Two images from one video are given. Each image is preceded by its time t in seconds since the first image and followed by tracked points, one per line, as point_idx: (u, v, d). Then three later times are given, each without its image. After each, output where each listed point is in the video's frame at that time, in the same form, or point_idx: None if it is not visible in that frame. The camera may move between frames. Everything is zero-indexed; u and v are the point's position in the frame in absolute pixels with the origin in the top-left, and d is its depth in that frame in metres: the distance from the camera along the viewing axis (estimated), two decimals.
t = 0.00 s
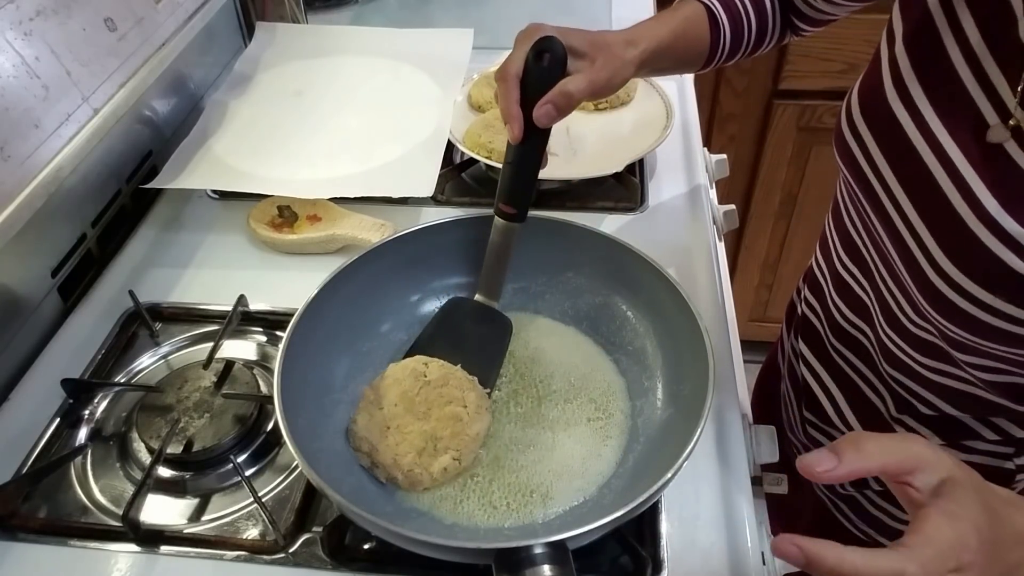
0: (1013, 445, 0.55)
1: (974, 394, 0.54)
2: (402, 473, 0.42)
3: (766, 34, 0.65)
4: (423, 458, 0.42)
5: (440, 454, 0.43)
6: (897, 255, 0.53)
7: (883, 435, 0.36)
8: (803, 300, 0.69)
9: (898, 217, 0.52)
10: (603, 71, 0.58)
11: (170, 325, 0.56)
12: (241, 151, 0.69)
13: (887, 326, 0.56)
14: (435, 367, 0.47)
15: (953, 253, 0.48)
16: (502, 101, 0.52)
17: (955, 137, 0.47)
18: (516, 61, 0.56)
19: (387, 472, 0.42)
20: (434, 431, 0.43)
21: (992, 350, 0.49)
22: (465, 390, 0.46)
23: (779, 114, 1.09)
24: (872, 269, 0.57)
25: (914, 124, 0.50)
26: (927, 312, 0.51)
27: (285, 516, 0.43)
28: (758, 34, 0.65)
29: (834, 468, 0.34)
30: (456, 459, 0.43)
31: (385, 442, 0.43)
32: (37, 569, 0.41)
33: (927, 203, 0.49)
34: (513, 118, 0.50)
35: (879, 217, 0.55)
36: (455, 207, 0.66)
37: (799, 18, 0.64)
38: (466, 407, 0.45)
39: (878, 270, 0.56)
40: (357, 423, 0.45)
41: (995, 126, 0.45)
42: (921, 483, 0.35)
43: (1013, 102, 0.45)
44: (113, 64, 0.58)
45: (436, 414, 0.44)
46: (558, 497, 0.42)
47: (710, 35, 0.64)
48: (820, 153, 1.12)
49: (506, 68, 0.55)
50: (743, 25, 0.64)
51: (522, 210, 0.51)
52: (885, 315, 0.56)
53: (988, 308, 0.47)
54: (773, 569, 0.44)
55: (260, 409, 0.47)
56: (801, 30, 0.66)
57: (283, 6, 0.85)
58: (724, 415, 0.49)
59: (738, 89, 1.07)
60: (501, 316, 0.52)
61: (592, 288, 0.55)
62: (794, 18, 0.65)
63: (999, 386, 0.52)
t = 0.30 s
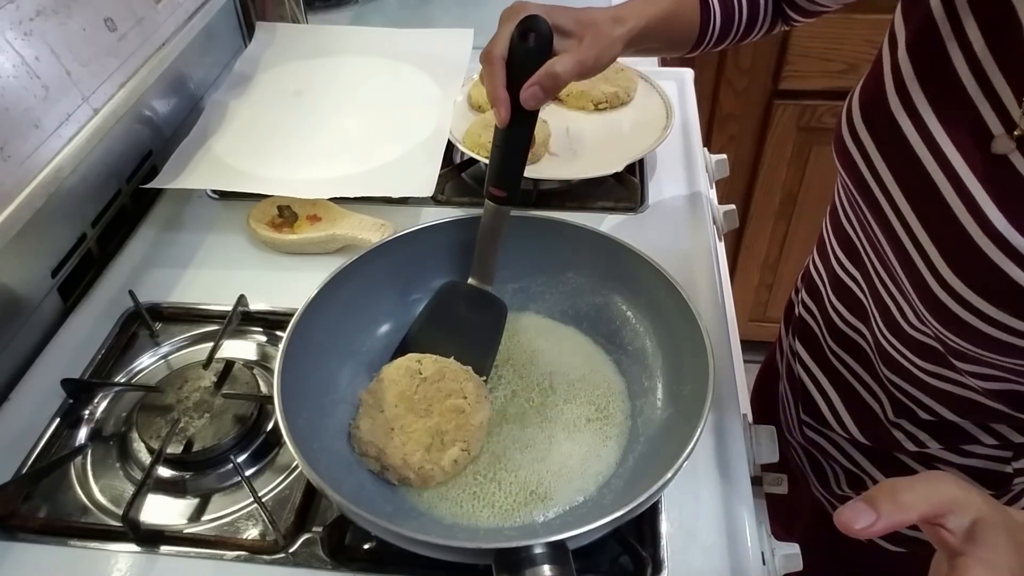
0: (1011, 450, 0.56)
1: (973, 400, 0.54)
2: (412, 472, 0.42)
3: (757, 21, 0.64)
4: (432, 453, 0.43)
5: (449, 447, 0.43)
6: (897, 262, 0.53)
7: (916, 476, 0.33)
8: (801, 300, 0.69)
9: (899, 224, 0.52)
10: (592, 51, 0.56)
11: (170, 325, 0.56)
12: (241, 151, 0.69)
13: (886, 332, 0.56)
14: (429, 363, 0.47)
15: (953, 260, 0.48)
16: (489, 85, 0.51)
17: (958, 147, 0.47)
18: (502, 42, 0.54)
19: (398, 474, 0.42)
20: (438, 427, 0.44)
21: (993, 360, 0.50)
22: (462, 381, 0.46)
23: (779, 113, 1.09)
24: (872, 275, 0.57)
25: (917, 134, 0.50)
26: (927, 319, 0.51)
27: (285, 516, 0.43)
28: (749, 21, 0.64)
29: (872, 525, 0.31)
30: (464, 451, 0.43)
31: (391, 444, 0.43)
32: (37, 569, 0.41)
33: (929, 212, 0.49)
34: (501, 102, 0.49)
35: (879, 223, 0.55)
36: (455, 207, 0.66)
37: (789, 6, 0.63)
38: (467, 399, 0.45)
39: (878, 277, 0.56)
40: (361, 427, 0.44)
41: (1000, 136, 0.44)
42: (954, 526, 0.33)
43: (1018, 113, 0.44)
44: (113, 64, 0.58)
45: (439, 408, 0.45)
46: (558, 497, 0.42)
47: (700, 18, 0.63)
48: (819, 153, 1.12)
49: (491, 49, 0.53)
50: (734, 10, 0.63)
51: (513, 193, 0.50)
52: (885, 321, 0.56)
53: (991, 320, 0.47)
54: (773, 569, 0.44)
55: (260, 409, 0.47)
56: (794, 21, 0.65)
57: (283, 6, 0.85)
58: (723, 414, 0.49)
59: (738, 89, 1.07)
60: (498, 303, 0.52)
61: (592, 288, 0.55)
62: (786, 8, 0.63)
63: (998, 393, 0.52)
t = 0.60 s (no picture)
0: (1011, 453, 0.56)
1: (973, 404, 0.54)
2: (419, 469, 0.42)
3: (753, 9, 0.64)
4: (438, 450, 0.43)
5: (455, 443, 0.43)
6: (898, 267, 0.53)
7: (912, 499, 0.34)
8: (801, 301, 0.69)
9: (900, 229, 0.52)
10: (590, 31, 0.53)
11: (170, 325, 0.56)
12: (241, 151, 0.69)
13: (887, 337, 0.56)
14: (429, 362, 0.47)
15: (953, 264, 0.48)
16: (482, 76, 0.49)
17: (963, 154, 0.47)
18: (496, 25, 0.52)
19: (405, 472, 0.42)
20: (443, 424, 0.44)
21: (994, 365, 0.50)
22: (465, 380, 0.46)
23: (779, 113, 1.09)
24: (872, 279, 0.57)
25: (921, 142, 0.49)
26: (928, 323, 0.51)
27: (285, 516, 0.43)
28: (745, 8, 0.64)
29: (870, 551, 0.33)
30: (470, 446, 0.43)
31: (395, 443, 0.43)
32: (36, 569, 0.41)
33: (933, 219, 0.49)
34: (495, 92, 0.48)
35: (881, 227, 0.54)
36: (456, 207, 0.66)
37: None
38: (470, 397, 0.46)
39: (878, 281, 0.56)
40: (366, 428, 0.44)
41: (1006, 143, 0.45)
42: (953, 547, 0.34)
43: None
44: (113, 64, 0.58)
45: (443, 407, 0.45)
46: (558, 497, 0.42)
47: (695, 0, 0.63)
48: (819, 153, 1.12)
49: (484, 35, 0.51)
50: None
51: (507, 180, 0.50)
52: (885, 324, 0.56)
53: (993, 328, 0.47)
54: (773, 569, 0.44)
55: (260, 409, 0.47)
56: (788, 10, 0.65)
57: (283, 6, 0.85)
58: (722, 415, 0.49)
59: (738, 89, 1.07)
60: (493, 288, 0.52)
61: (592, 288, 0.55)
62: None
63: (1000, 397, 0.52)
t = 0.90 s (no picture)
0: (1015, 455, 0.56)
1: (977, 408, 0.54)
2: (421, 466, 0.42)
3: None
4: (439, 446, 0.43)
5: (456, 440, 0.43)
6: (904, 271, 0.53)
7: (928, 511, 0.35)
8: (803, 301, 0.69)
9: (904, 230, 0.52)
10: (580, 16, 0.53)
11: (170, 325, 0.56)
12: (241, 151, 0.69)
13: (892, 341, 0.56)
14: (430, 361, 0.47)
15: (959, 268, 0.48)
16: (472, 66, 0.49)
17: (973, 160, 0.47)
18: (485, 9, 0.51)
19: (407, 470, 0.42)
20: (444, 421, 0.44)
21: (999, 371, 0.50)
22: (466, 378, 0.47)
23: (779, 114, 1.09)
24: (876, 282, 0.57)
25: (930, 147, 0.49)
26: (934, 327, 0.51)
27: (285, 516, 0.43)
28: None
29: (887, 563, 0.33)
30: (471, 443, 0.43)
31: (397, 441, 0.43)
32: (36, 568, 0.41)
33: (942, 224, 0.49)
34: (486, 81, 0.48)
35: (886, 230, 0.54)
36: (456, 207, 0.66)
37: None
38: (472, 395, 0.46)
39: (882, 284, 0.56)
40: (366, 429, 0.44)
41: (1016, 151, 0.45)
42: (967, 558, 0.35)
43: None
44: (113, 64, 0.58)
45: (443, 405, 0.45)
46: (557, 497, 0.42)
47: None
48: (820, 153, 1.12)
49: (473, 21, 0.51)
50: None
51: (497, 167, 0.50)
52: (890, 328, 0.56)
53: (992, 330, 0.47)
54: (773, 569, 0.44)
55: (260, 408, 0.47)
56: None
57: (283, 6, 0.85)
58: (722, 416, 0.49)
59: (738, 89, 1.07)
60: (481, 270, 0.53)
61: (592, 288, 0.55)
62: None
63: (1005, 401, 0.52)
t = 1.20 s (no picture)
0: (1015, 457, 0.56)
1: (979, 411, 0.54)
2: (422, 465, 0.42)
3: None
4: (440, 444, 0.43)
5: (457, 438, 0.44)
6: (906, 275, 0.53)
7: (943, 528, 0.36)
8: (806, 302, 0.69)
9: (907, 230, 0.52)
10: None
11: (170, 325, 0.56)
12: (241, 151, 0.69)
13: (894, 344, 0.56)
14: (435, 365, 0.48)
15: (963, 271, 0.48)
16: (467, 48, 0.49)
17: (977, 165, 0.47)
18: None
19: (408, 468, 0.42)
20: (446, 420, 0.44)
21: (1000, 377, 0.49)
22: (468, 381, 0.47)
23: (779, 113, 1.09)
24: (878, 285, 0.57)
25: (934, 149, 0.49)
26: (934, 331, 0.51)
27: (285, 516, 0.43)
28: None
29: None
30: (472, 442, 0.44)
31: (399, 439, 0.43)
32: (36, 569, 0.41)
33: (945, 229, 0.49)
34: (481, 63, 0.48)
35: (889, 233, 0.54)
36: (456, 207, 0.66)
37: None
38: (474, 395, 0.46)
39: (884, 287, 0.56)
40: (368, 426, 0.45)
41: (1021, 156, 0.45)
42: None
43: None
44: (113, 64, 0.58)
45: (446, 405, 0.45)
46: (557, 497, 0.42)
47: None
48: (820, 153, 1.12)
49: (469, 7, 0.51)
50: None
51: (494, 149, 0.49)
52: (893, 331, 0.56)
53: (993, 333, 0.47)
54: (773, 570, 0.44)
55: (260, 408, 0.47)
56: None
57: (283, 6, 0.85)
58: (722, 417, 0.49)
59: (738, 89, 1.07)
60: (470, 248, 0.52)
61: (591, 287, 0.55)
62: None
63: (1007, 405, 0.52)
